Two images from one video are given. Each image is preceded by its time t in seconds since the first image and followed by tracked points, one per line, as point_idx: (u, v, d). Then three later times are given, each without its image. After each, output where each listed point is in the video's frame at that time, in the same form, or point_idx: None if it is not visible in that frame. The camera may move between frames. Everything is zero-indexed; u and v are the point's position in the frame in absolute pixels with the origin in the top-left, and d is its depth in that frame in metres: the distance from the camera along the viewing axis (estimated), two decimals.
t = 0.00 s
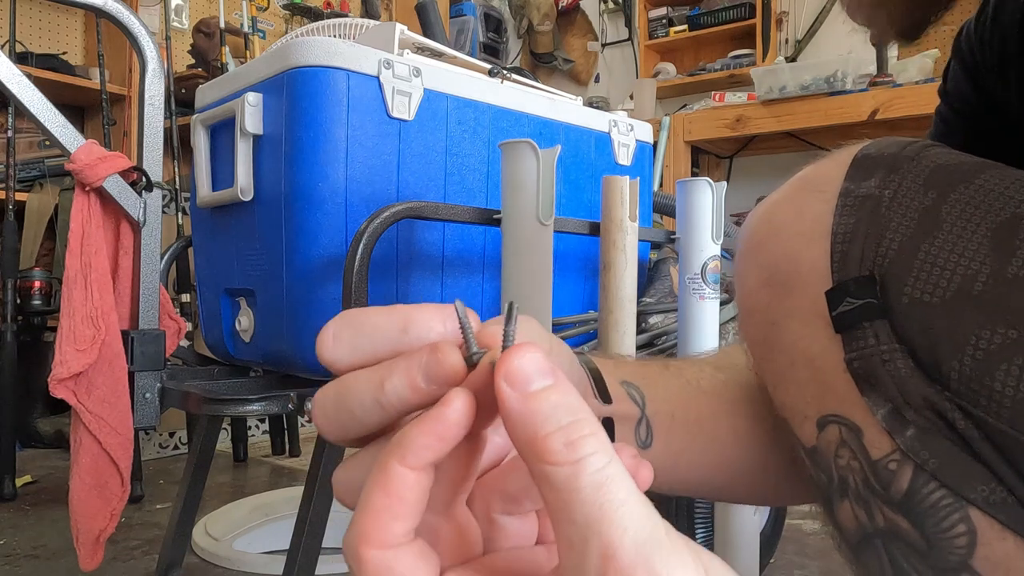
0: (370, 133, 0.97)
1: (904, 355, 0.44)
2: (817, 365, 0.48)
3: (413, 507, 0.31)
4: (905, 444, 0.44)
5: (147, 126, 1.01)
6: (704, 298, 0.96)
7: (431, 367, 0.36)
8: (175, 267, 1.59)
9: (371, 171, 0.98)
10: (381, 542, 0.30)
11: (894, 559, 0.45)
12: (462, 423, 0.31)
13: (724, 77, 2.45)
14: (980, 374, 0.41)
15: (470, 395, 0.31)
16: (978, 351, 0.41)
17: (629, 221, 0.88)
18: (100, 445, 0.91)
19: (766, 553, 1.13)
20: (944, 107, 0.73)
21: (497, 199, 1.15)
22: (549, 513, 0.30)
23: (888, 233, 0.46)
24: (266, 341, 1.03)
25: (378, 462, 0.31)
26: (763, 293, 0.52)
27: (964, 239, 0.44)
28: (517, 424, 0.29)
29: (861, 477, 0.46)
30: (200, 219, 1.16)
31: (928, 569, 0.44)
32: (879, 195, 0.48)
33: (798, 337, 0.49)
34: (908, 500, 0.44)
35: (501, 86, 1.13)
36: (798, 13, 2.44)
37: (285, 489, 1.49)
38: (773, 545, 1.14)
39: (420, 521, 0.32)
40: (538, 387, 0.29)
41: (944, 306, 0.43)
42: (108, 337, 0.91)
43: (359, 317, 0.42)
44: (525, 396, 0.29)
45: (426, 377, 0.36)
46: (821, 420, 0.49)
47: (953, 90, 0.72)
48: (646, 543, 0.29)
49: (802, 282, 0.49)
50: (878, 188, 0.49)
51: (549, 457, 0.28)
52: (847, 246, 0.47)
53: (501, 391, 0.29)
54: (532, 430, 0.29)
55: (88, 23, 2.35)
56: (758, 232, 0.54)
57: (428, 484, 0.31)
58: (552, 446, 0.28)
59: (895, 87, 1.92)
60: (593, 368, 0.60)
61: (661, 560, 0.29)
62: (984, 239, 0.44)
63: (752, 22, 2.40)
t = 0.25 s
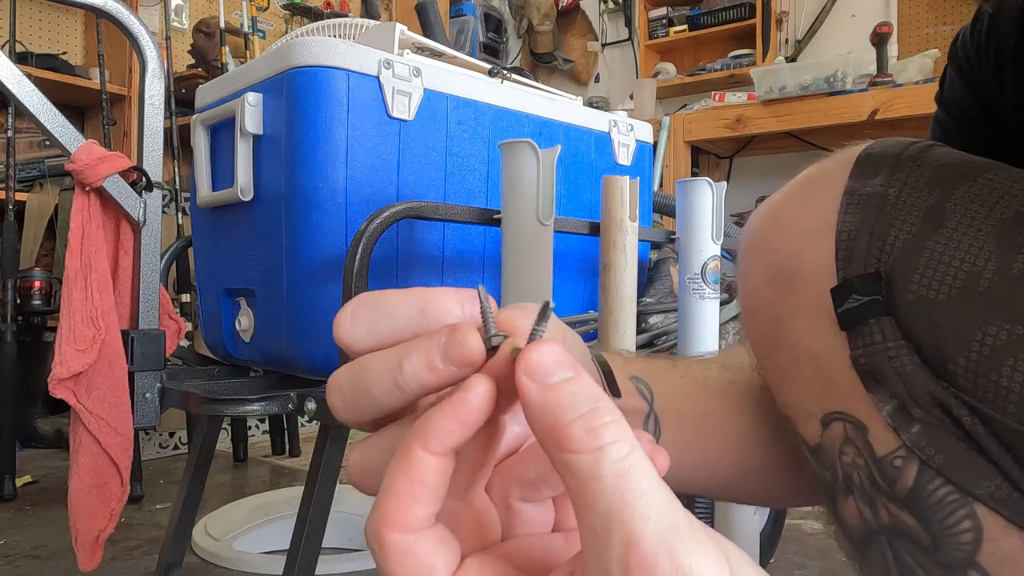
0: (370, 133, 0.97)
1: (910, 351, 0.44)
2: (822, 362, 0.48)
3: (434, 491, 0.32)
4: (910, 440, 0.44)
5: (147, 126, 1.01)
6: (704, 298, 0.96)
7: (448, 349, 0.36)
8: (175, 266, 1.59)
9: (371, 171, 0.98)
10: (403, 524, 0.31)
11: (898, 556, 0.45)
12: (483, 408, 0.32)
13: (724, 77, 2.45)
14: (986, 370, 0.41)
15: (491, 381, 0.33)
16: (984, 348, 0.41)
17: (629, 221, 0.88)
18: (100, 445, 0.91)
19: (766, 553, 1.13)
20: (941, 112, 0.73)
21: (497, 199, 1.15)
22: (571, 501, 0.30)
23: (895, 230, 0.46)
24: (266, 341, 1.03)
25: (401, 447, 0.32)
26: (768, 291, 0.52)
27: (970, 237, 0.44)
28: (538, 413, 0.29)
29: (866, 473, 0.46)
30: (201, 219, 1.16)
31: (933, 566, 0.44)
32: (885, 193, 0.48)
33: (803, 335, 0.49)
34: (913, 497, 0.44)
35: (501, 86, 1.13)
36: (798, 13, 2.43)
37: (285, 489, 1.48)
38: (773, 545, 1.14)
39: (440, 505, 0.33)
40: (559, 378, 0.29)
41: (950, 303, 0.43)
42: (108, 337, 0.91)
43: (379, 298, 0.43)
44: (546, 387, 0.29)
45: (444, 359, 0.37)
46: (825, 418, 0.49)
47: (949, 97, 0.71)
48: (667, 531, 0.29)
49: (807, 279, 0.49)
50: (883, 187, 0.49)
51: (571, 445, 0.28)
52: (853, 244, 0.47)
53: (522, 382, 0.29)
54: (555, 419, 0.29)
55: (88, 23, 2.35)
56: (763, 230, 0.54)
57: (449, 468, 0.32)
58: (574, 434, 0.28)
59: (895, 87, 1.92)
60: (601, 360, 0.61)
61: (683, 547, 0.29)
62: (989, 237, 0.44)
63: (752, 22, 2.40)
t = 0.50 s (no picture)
0: (370, 133, 0.97)
1: (911, 350, 0.44)
2: (822, 363, 0.48)
3: (421, 485, 0.31)
4: (911, 441, 0.44)
5: (147, 126, 1.01)
6: (704, 298, 0.96)
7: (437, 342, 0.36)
8: (175, 266, 1.59)
9: (371, 171, 0.98)
10: (396, 524, 0.30)
11: (899, 557, 0.45)
12: (442, 381, 0.32)
13: (724, 77, 2.45)
14: (987, 370, 0.41)
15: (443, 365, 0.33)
16: (986, 348, 0.41)
17: (629, 221, 0.88)
18: (99, 445, 0.91)
19: (766, 553, 1.13)
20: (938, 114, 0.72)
21: (497, 199, 1.15)
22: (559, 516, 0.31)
23: (894, 231, 0.46)
24: (266, 341, 1.03)
25: (378, 447, 0.31)
26: (768, 290, 0.52)
27: (970, 237, 0.44)
28: (516, 439, 0.29)
29: (867, 474, 0.46)
30: (201, 219, 1.16)
31: (934, 567, 0.44)
32: (885, 193, 0.48)
33: (804, 334, 0.49)
34: (914, 497, 0.44)
35: (501, 86, 1.13)
36: (798, 13, 2.43)
37: (285, 489, 1.48)
38: (773, 545, 1.14)
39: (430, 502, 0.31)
40: (534, 402, 0.29)
41: (950, 303, 0.43)
42: (108, 337, 0.91)
43: (352, 284, 0.42)
44: (521, 412, 0.29)
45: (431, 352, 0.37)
46: (826, 418, 0.49)
47: (946, 98, 0.71)
48: (653, 537, 0.29)
49: (808, 278, 0.49)
50: (883, 186, 0.49)
51: (547, 470, 0.29)
52: (853, 244, 0.47)
53: (497, 407, 0.29)
54: (532, 446, 0.29)
55: (89, 23, 2.35)
56: (763, 228, 0.54)
57: (429, 456, 0.31)
58: (549, 462, 0.29)
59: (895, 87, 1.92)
60: (602, 352, 0.62)
61: (672, 552, 0.29)
62: (989, 238, 0.43)
63: (752, 22, 2.40)
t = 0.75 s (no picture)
0: (370, 133, 0.97)
1: (906, 352, 0.44)
2: (818, 364, 0.48)
3: (421, 510, 0.32)
4: (906, 442, 0.44)
5: (147, 126, 1.01)
6: (704, 298, 0.96)
7: (443, 354, 0.37)
8: (175, 266, 1.59)
9: (371, 171, 0.98)
10: (391, 543, 0.31)
11: (895, 558, 0.45)
12: (467, 421, 0.33)
13: (724, 77, 2.45)
14: (981, 372, 0.41)
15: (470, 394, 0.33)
16: (981, 349, 0.41)
17: (629, 221, 0.88)
18: (99, 446, 0.91)
19: (766, 554, 1.13)
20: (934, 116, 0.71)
21: (497, 199, 1.15)
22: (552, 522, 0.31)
23: (890, 233, 0.46)
24: (266, 341, 1.03)
25: (387, 464, 0.32)
26: (765, 291, 0.52)
27: (965, 240, 0.44)
28: (512, 445, 0.30)
29: (863, 475, 0.46)
30: (201, 219, 1.16)
31: (930, 568, 0.44)
32: (881, 195, 0.48)
33: (800, 336, 0.49)
34: (910, 498, 0.44)
35: (501, 86, 1.13)
36: (798, 13, 2.43)
37: (285, 489, 1.48)
38: (773, 545, 1.14)
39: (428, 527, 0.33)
40: (531, 407, 0.30)
41: (945, 305, 0.43)
42: (108, 337, 0.91)
43: (356, 292, 0.42)
44: (518, 417, 0.30)
45: (438, 364, 0.37)
46: (822, 419, 0.49)
47: (942, 101, 0.69)
48: (647, 548, 0.29)
49: (805, 280, 0.49)
50: (879, 188, 0.49)
51: (543, 476, 0.29)
52: (849, 246, 0.47)
53: (494, 412, 0.30)
54: (527, 451, 0.30)
55: (89, 23, 2.35)
56: (761, 230, 0.54)
57: (436, 486, 0.32)
58: (546, 466, 0.29)
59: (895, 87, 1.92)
60: (603, 355, 0.62)
61: (665, 562, 0.29)
62: (984, 241, 0.44)
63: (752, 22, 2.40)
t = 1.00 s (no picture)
0: (370, 133, 0.97)
1: (902, 353, 0.44)
2: (816, 365, 0.48)
3: (420, 515, 0.32)
4: (903, 443, 0.44)
5: (147, 126, 1.01)
6: (704, 298, 0.96)
7: (437, 343, 0.36)
8: (175, 267, 1.59)
9: (371, 171, 0.98)
10: (392, 550, 0.31)
11: (892, 558, 0.45)
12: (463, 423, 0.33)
13: (724, 77, 2.45)
14: (977, 374, 0.41)
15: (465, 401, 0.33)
16: (976, 351, 0.42)
17: (629, 221, 0.88)
18: (99, 446, 0.91)
19: (766, 554, 1.13)
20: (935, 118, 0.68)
21: (497, 199, 1.15)
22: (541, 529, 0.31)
23: (886, 235, 0.46)
24: (266, 340, 1.03)
25: (384, 470, 0.32)
26: (763, 293, 0.52)
27: (961, 242, 0.44)
28: (499, 451, 0.30)
29: (860, 475, 0.46)
30: (200, 219, 1.16)
31: (926, 568, 0.44)
32: (877, 198, 0.48)
33: (797, 337, 0.49)
34: (907, 499, 0.44)
35: (501, 86, 1.13)
36: (798, 13, 2.43)
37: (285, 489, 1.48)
38: (773, 545, 1.14)
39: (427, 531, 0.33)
40: (516, 414, 0.30)
41: (941, 307, 0.43)
42: (108, 337, 0.91)
43: (354, 280, 0.42)
44: (504, 424, 0.30)
45: (432, 352, 0.37)
46: (819, 420, 0.49)
47: (943, 102, 0.67)
48: (635, 553, 0.29)
49: (803, 282, 0.49)
50: (875, 191, 0.48)
51: (530, 481, 0.29)
52: (846, 248, 0.47)
53: (480, 420, 0.30)
54: (514, 456, 0.30)
55: (88, 23, 2.35)
56: (759, 233, 0.54)
57: (434, 490, 0.32)
58: (533, 471, 0.29)
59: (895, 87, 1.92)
60: (602, 352, 0.62)
61: (655, 565, 0.30)
62: (979, 243, 0.44)
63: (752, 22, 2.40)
